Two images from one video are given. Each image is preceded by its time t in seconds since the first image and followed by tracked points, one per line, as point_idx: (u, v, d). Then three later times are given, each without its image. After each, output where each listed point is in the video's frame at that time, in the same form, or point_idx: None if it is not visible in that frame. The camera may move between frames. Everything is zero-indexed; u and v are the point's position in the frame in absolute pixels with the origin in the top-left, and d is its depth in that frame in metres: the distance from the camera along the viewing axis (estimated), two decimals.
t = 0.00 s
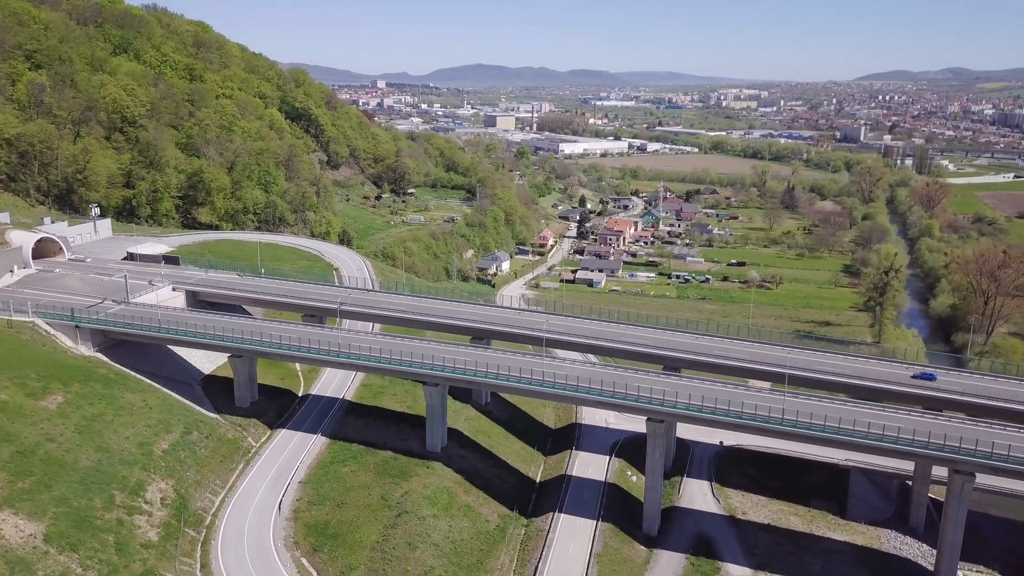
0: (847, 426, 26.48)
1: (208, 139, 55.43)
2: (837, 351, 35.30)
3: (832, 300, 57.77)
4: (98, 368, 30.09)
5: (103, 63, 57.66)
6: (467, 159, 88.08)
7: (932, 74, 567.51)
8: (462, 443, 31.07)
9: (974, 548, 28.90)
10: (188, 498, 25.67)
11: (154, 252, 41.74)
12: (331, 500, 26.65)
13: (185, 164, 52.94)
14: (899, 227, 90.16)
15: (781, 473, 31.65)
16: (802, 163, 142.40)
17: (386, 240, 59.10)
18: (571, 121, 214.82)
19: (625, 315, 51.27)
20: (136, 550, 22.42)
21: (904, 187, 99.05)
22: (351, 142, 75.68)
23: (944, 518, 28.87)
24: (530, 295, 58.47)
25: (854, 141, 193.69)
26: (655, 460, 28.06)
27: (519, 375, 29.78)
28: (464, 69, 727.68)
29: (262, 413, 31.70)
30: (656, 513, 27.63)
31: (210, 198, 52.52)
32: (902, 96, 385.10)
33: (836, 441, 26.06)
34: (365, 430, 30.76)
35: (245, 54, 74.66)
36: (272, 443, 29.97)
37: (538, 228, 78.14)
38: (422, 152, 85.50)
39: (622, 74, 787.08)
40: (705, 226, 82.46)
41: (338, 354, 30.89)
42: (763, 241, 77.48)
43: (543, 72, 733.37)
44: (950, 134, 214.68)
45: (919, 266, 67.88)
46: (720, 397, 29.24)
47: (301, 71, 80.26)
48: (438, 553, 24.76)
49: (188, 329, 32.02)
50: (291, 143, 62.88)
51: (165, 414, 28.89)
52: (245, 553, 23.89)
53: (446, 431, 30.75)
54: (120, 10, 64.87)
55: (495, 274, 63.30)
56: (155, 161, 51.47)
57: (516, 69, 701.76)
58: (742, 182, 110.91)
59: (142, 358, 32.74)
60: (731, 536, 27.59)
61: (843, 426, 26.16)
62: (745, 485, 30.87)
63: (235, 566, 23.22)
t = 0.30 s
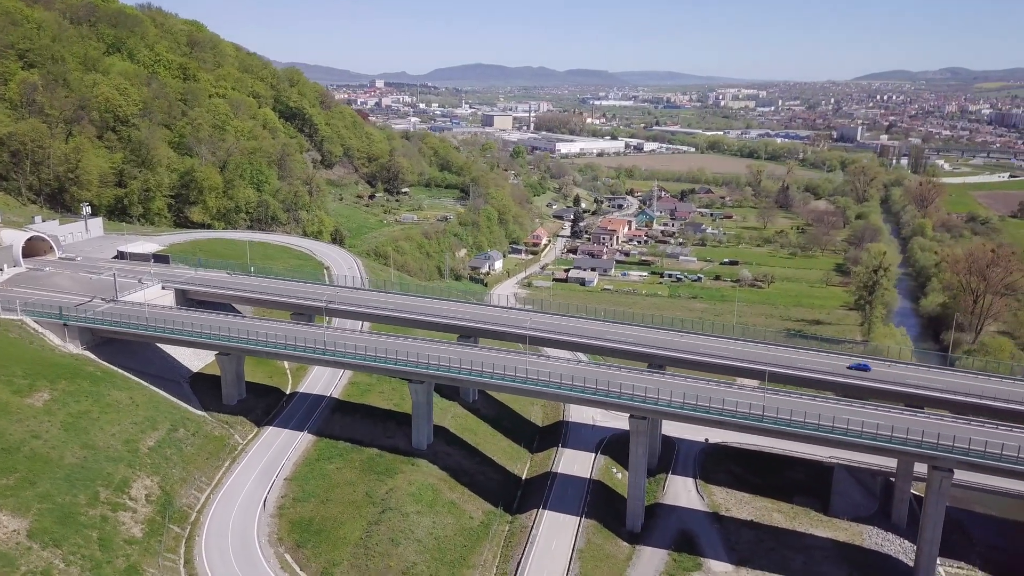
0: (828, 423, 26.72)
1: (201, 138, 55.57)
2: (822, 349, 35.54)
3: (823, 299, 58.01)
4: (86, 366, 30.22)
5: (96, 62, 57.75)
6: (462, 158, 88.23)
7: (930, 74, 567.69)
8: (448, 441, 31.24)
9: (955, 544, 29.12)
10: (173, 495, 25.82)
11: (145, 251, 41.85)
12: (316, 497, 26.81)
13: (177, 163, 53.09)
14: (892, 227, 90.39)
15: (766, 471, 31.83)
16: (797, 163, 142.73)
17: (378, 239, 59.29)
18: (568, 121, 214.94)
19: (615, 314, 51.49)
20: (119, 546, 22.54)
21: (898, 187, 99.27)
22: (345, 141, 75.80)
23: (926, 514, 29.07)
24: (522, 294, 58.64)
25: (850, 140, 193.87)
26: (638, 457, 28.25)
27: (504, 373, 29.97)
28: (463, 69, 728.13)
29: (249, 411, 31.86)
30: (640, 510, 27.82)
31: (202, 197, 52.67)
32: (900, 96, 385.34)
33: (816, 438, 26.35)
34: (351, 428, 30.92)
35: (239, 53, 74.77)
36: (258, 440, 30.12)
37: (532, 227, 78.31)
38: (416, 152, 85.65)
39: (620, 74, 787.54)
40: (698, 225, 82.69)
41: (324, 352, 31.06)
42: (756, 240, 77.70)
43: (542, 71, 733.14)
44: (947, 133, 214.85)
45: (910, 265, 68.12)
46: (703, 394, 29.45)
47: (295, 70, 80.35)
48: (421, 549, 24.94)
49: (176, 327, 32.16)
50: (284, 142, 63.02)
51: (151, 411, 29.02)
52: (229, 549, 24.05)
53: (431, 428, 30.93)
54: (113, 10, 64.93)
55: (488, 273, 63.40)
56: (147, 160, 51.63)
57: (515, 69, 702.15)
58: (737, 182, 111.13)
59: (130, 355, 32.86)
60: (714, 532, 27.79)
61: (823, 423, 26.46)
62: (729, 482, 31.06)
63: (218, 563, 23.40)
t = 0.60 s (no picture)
0: (808, 420, 27.01)
1: (193, 137, 55.71)
2: (807, 347, 35.79)
3: (814, 298, 58.23)
4: (73, 364, 30.38)
5: (89, 61, 57.88)
6: (456, 157, 88.41)
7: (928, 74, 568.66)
8: (434, 438, 31.42)
9: (936, 541, 29.38)
10: (158, 491, 25.97)
11: (135, 249, 41.97)
12: (301, 493, 26.97)
13: (169, 162, 53.27)
14: (886, 226, 90.64)
15: (750, 468, 32.04)
16: (793, 162, 142.97)
17: (371, 238, 59.46)
18: (565, 121, 215.03)
19: (605, 313, 51.68)
20: (103, 542, 22.66)
21: (892, 186, 99.52)
22: (339, 140, 75.90)
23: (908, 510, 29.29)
24: (514, 293, 58.79)
25: (847, 140, 194.03)
26: (621, 454, 28.48)
27: (489, 370, 30.18)
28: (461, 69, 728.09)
29: (236, 408, 32.03)
30: (623, 506, 28.01)
31: (194, 196, 52.88)
32: (898, 96, 385.51)
33: (796, 434, 26.72)
34: (338, 425, 31.09)
35: (232, 52, 74.92)
36: (245, 437, 30.30)
37: (526, 226, 78.45)
38: (410, 151, 85.80)
39: (619, 74, 787.61)
40: (692, 224, 82.87)
41: (311, 350, 31.26)
42: (749, 239, 77.91)
43: (540, 71, 733.00)
44: (944, 133, 214.99)
45: (902, 264, 68.35)
46: (686, 391, 29.69)
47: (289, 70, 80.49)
48: (404, 545, 25.14)
49: (163, 325, 32.31)
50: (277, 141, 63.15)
51: (138, 409, 29.19)
52: (213, 546, 24.21)
53: (417, 426, 31.12)
54: (107, 9, 65.03)
55: (481, 272, 63.45)
56: (139, 159, 51.76)
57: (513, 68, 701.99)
58: (732, 181, 111.33)
59: (119, 353, 33.01)
60: (696, 529, 27.99)
61: (803, 420, 26.84)
62: (713, 478, 31.27)
63: (201, 559, 23.56)
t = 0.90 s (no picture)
0: (789, 417, 27.24)
1: (185, 136, 55.82)
2: (792, 345, 36.01)
3: (804, 296, 58.43)
4: (60, 362, 30.51)
5: (82, 60, 57.98)
6: (450, 157, 88.58)
7: (927, 74, 568.11)
8: (420, 436, 31.58)
9: (918, 537, 29.59)
10: (143, 488, 26.11)
11: (125, 248, 42.07)
12: (286, 490, 27.13)
13: (161, 162, 53.41)
14: (879, 225, 90.92)
15: (734, 465, 32.23)
16: (789, 161, 143.28)
17: (363, 237, 59.62)
18: (562, 120, 215.20)
19: (596, 312, 51.88)
20: (86, 538, 22.75)
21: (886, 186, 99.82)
22: (333, 139, 76.02)
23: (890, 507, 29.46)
24: (506, 292, 58.89)
25: (843, 139, 194.33)
26: (604, 452, 28.66)
27: (473, 368, 30.35)
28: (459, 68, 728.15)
29: (223, 406, 32.19)
30: (606, 503, 28.20)
31: (186, 195, 53.05)
32: (896, 95, 385.61)
33: (776, 431, 26.93)
34: (324, 423, 31.25)
35: (226, 52, 75.04)
36: (231, 435, 30.45)
37: (519, 226, 78.62)
38: (404, 151, 85.95)
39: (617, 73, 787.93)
40: (685, 223, 83.09)
41: (296, 348, 31.43)
42: (742, 238, 78.12)
43: (539, 70, 732.89)
44: (940, 133, 215.32)
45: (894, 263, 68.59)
46: (669, 389, 29.89)
47: (284, 69, 80.56)
48: (387, 541, 25.29)
49: (150, 323, 32.43)
50: (270, 140, 63.26)
51: (124, 406, 29.33)
52: (196, 542, 24.37)
53: (403, 424, 31.28)
54: (100, 8, 65.10)
55: (473, 271, 63.53)
56: (131, 159, 51.86)
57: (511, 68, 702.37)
58: (727, 181, 111.57)
59: (107, 351, 33.15)
60: (679, 525, 28.16)
61: (784, 417, 27.06)
62: (697, 476, 31.46)
63: (184, 555, 23.71)
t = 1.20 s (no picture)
0: (769, 414, 27.48)
1: (177, 135, 55.93)
2: (776, 343, 36.22)
3: (795, 295, 58.62)
4: (48, 360, 30.63)
5: (74, 60, 58.10)
6: (444, 156, 88.75)
7: (925, 74, 568.92)
8: (406, 433, 31.75)
9: (900, 534, 29.80)
10: (128, 485, 26.26)
11: (115, 247, 42.12)
12: (271, 487, 27.28)
13: (153, 161, 53.51)
14: (873, 224, 91.18)
15: (718, 462, 32.42)
16: (784, 160, 143.57)
17: (356, 236, 59.77)
18: (560, 120, 215.48)
19: (586, 311, 52.09)
20: (70, 534, 22.86)
21: (880, 186, 100.09)
22: (327, 139, 76.17)
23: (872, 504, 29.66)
24: (498, 291, 59.03)
25: (840, 139, 194.62)
26: (587, 448, 28.85)
27: (458, 366, 30.54)
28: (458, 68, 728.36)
29: (211, 403, 32.35)
30: (590, 500, 28.39)
31: (178, 194, 53.18)
32: (893, 95, 385.96)
33: (756, 428, 27.16)
34: (310, 420, 31.42)
35: (220, 51, 75.18)
36: (218, 432, 30.61)
37: (513, 225, 78.79)
38: (398, 150, 86.12)
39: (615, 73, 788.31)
40: (678, 222, 83.33)
41: (282, 345, 31.60)
42: (734, 238, 78.36)
43: (537, 70, 733.12)
44: (936, 132, 215.60)
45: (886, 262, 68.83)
46: (652, 386, 30.10)
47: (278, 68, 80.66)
48: (370, 537, 25.46)
49: (137, 321, 32.57)
50: (262, 139, 63.38)
51: (111, 404, 29.48)
52: (180, 539, 24.50)
53: (389, 421, 31.45)
54: (93, 7, 65.16)
55: (465, 270, 63.66)
56: (123, 158, 51.98)
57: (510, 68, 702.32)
58: (722, 180, 111.81)
59: (95, 349, 33.28)
60: (662, 522, 28.35)
61: (764, 414, 27.29)
62: (682, 473, 31.66)
63: (168, 552, 23.84)
